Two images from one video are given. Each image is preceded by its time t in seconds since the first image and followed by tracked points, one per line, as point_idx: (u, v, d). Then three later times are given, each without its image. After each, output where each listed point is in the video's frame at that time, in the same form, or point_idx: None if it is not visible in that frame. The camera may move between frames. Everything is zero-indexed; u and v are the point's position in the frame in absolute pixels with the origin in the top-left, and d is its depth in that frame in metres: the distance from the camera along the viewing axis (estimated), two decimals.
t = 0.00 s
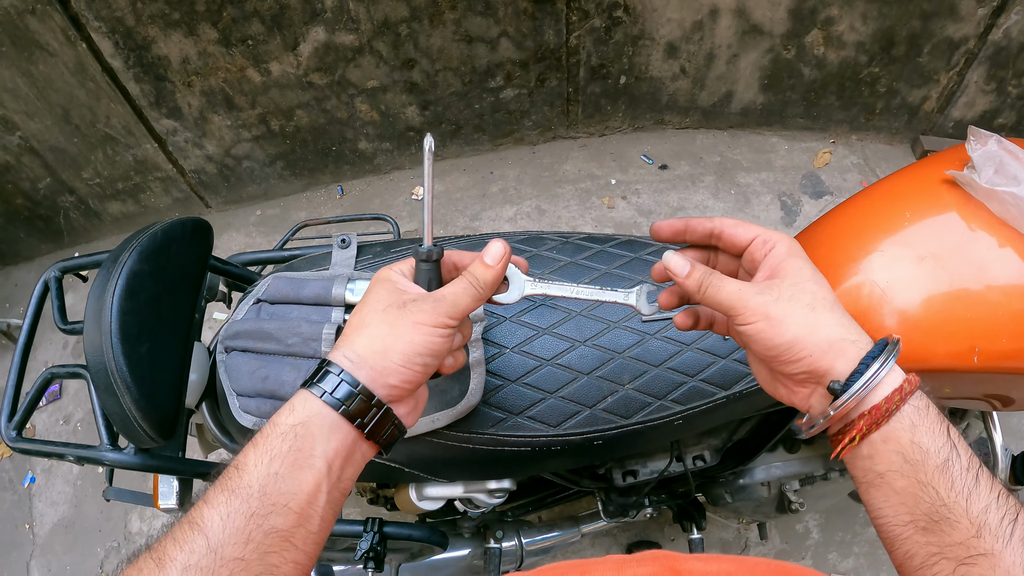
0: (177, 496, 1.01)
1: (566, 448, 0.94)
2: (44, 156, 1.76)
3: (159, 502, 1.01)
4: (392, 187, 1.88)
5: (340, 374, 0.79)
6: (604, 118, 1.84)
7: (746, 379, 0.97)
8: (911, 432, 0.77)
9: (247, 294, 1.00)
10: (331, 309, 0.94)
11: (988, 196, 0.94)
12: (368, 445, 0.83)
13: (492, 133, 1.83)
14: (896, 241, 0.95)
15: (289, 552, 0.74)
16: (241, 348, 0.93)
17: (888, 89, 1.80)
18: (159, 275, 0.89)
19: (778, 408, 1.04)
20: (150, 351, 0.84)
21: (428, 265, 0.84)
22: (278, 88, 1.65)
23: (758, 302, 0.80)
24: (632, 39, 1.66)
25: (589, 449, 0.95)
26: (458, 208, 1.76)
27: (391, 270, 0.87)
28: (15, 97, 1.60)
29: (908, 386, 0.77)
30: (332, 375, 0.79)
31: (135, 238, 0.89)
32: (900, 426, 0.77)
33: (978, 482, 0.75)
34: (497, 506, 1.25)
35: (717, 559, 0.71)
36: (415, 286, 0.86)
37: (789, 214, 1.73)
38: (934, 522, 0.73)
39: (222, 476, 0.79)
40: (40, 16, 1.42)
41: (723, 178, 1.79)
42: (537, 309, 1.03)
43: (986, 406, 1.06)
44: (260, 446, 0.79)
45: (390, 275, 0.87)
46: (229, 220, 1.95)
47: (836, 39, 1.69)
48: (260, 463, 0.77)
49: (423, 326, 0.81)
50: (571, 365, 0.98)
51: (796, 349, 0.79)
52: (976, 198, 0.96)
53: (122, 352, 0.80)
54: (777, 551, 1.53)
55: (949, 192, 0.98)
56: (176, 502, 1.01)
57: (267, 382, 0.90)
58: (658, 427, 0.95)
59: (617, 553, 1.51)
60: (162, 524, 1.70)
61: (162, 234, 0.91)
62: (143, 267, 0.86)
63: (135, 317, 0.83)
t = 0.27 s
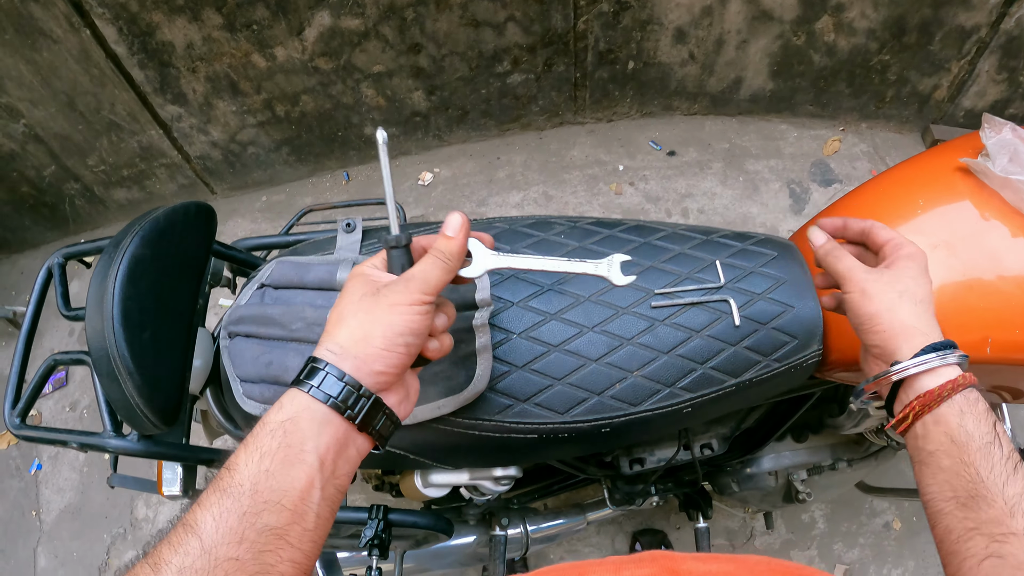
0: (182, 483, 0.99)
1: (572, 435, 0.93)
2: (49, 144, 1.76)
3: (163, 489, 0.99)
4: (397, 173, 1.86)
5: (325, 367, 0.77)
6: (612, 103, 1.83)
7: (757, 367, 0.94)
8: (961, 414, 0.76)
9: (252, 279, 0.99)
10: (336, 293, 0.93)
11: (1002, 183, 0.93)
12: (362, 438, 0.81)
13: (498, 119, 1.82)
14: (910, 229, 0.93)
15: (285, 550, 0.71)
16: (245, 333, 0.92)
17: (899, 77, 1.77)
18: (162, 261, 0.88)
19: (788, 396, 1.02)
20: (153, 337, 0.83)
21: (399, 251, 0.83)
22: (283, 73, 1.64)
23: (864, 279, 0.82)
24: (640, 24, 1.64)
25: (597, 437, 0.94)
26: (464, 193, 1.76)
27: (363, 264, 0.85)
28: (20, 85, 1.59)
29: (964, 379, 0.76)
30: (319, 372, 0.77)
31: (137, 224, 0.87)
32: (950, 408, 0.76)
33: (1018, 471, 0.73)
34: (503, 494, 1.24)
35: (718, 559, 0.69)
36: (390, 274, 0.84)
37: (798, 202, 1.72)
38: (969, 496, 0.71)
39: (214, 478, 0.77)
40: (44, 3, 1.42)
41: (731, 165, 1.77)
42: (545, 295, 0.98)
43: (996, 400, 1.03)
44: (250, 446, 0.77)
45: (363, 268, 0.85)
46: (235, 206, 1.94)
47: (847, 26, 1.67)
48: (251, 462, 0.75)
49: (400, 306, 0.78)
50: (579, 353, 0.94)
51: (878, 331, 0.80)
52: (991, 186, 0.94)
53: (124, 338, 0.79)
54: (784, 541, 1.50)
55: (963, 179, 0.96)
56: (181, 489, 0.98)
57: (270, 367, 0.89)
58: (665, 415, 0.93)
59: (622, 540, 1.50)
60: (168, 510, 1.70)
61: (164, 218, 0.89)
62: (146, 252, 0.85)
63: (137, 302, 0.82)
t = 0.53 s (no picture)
0: (171, 472, 0.97)
1: (573, 425, 0.89)
2: (46, 127, 1.73)
3: (152, 478, 0.96)
4: (399, 154, 1.83)
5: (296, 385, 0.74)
6: (617, 84, 1.79)
7: (765, 356, 0.91)
8: (904, 409, 0.73)
9: (240, 261, 0.97)
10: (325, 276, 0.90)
11: None
12: (337, 454, 0.78)
13: (502, 99, 1.79)
14: (928, 214, 0.91)
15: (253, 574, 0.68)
16: (233, 318, 0.90)
17: (910, 61, 1.73)
18: (147, 245, 0.85)
19: (796, 387, 0.98)
20: (135, 322, 0.80)
21: (349, 266, 0.81)
22: (282, 53, 1.61)
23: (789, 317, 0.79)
24: (647, 2, 1.59)
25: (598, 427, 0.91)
26: (467, 174, 1.73)
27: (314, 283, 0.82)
28: (16, 68, 1.56)
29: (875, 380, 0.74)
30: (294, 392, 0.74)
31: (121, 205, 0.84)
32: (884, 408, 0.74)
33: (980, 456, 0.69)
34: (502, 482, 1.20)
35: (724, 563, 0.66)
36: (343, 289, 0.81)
37: (806, 185, 1.68)
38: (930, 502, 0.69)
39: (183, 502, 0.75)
40: None
41: (739, 147, 1.74)
42: (545, 278, 0.95)
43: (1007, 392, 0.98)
44: (217, 468, 0.74)
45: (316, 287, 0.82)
46: (235, 188, 1.92)
47: (858, 7, 1.62)
48: (217, 485, 0.73)
49: (357, 316, 0.75)
50: (581, 339, 0.91)
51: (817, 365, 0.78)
52: (1012, 170, 0.89)
53: (105, 324, 0.76)
54: (788, 531, 1.48)
55: (983, 163, 0.92)
56: (171, 478, 0.96)
57: (257, 353, 0.87)
58: (670, 405, 0.90)
59: (624, 528, 1.46)
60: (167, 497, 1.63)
61: (147, 200, 0.86)
62: (129, 236, 0.82)
63: (118, 287, 0.79)
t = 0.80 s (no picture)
0: (167, 459, 0.96)
1: (568, 411, 0.89)
2: (43, 116, 1.72)
3: (148, 464, 0.95)
4: (397, 141, 1.82)
5: (310, 382, 0.71)
6: (617, 71, 1.78)
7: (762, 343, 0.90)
8: (865, 366, 0.76)
9: (234, 246, 0.96)
10: (320, 260, 0.89)
11: None
12: (351, 451, 0.75)
13: (501, 86, 1.78)
14: (929, 201, 0.90)
15: None
16: (227, 303, 0.90)
17: (912, 50, 1.72)
18: (139, 230, 0.84)
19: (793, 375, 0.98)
20: (128, 307, 0.80)
21: (351, 262, 0.78)
22: (279, 40, 1.59)
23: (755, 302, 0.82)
24: None
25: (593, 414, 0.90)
26: (466, 162, 1.72)
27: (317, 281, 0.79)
28: (11, 56, 1.55)
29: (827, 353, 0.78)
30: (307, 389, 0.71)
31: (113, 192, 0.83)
32: (845, 371, 0.78)
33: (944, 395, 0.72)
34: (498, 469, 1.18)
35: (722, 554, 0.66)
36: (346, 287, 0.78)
37: (806, 174, 1.68)
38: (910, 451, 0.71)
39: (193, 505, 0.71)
40: None
41: (739, 135, 1.73)
42: (541, 263, 0.95)
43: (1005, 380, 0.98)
44: (231, 468, 0.71)
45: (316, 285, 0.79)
46: (233, 175, 1.91)
47: None
48: (232, 486, 0.70)
49: (368, 307, 0.73)
50: (576, 324, 0.91)
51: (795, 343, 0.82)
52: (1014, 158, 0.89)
53: (99, 310, 0.76)
54: (785, 520, 1.47)
55: (984, 151, 0.91)
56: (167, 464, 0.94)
57: (251, 338, 0.87)
58: (666, 392, 0.90)
59: (621, 516, 1.46)
60: (166, 484, 1.60)
61: (139, 184, 0.85)
62: (123, 222, 0.81)
63: (112, 271, 0.79)
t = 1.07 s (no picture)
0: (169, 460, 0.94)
1: (562, 411, 0.90)
2: (40, 123, 1.73)
3: (149, 467, 0.94)
4: (393, 147, 1.83)
5: (352, 380, 0.72)
6: (610, 77, 1.80)
7: (751, 343, 0.92)
8: (856, 312, 0.78)
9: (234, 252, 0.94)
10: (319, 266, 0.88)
11: (1008, 158, 0.90)
12: (389, 451, 0.75)
13: (495, 92, 1.79)
14: (913, 202, 0.91)
15: None
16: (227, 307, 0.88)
17: (901, 54, 1.74)
18: (145, 235, 0.86)
19: (783, 373, 0.98)
20: (133, 311, 0.81)
21: (385, 269, 0.81)
22: (275, 48, 1.61)
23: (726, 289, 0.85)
24: None
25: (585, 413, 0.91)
26: (461, 168, 1.73)
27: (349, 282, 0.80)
28: (9, 66, 1.56)
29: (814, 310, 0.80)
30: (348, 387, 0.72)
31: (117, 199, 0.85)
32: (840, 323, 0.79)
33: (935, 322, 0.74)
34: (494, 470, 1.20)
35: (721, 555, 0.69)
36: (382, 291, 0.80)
37: (797, 177, 1.70)
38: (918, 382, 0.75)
39: (235, 498, 0.71)
40: None
41: (731, 140, 1.75)
42: (533, 266, 0.96)
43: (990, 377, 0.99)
44: (273, 464, 0.71)
45: (352, 288, 0.79)
46: (229, 183, 1.92)
47: None
48: (275, 482, 0.69)
49: (410, 312, 0.75)
50: (568, 326, 0.92)
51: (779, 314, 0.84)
52: (996, 160, 0.92)
53: (103, 314, 0.77)
54: (779, 520, 1.49)
55: (968, 153, 0.93)
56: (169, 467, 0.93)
57: (252, 342, 0.84)
58: (656, 391, 0.91)
59: (617, 517, 1.47)
60: (164, 490, 1.60)
61: (141, 193, 0.86)
62: (126, 228, 0.83)
63: (117, 277, 0.80)
